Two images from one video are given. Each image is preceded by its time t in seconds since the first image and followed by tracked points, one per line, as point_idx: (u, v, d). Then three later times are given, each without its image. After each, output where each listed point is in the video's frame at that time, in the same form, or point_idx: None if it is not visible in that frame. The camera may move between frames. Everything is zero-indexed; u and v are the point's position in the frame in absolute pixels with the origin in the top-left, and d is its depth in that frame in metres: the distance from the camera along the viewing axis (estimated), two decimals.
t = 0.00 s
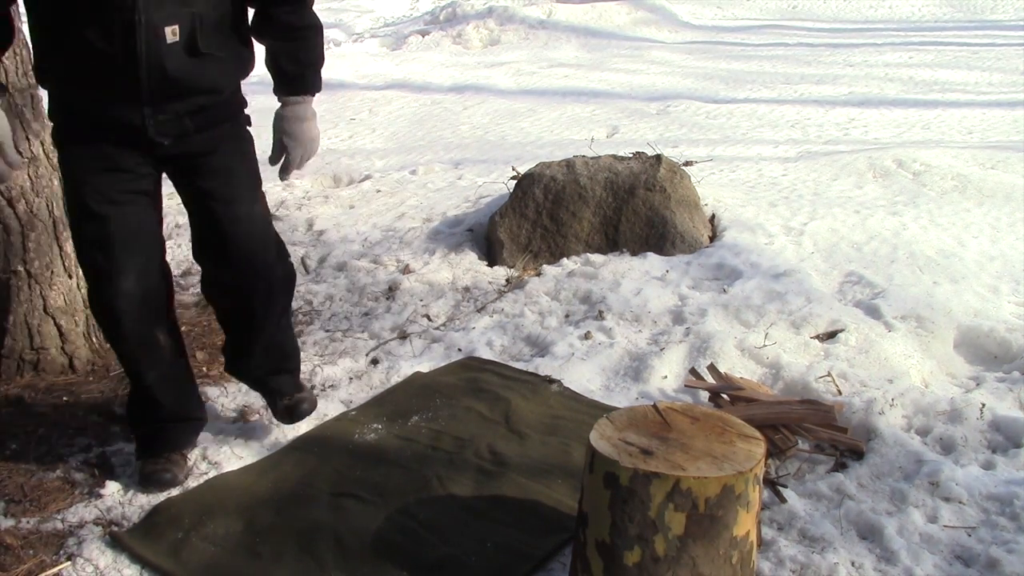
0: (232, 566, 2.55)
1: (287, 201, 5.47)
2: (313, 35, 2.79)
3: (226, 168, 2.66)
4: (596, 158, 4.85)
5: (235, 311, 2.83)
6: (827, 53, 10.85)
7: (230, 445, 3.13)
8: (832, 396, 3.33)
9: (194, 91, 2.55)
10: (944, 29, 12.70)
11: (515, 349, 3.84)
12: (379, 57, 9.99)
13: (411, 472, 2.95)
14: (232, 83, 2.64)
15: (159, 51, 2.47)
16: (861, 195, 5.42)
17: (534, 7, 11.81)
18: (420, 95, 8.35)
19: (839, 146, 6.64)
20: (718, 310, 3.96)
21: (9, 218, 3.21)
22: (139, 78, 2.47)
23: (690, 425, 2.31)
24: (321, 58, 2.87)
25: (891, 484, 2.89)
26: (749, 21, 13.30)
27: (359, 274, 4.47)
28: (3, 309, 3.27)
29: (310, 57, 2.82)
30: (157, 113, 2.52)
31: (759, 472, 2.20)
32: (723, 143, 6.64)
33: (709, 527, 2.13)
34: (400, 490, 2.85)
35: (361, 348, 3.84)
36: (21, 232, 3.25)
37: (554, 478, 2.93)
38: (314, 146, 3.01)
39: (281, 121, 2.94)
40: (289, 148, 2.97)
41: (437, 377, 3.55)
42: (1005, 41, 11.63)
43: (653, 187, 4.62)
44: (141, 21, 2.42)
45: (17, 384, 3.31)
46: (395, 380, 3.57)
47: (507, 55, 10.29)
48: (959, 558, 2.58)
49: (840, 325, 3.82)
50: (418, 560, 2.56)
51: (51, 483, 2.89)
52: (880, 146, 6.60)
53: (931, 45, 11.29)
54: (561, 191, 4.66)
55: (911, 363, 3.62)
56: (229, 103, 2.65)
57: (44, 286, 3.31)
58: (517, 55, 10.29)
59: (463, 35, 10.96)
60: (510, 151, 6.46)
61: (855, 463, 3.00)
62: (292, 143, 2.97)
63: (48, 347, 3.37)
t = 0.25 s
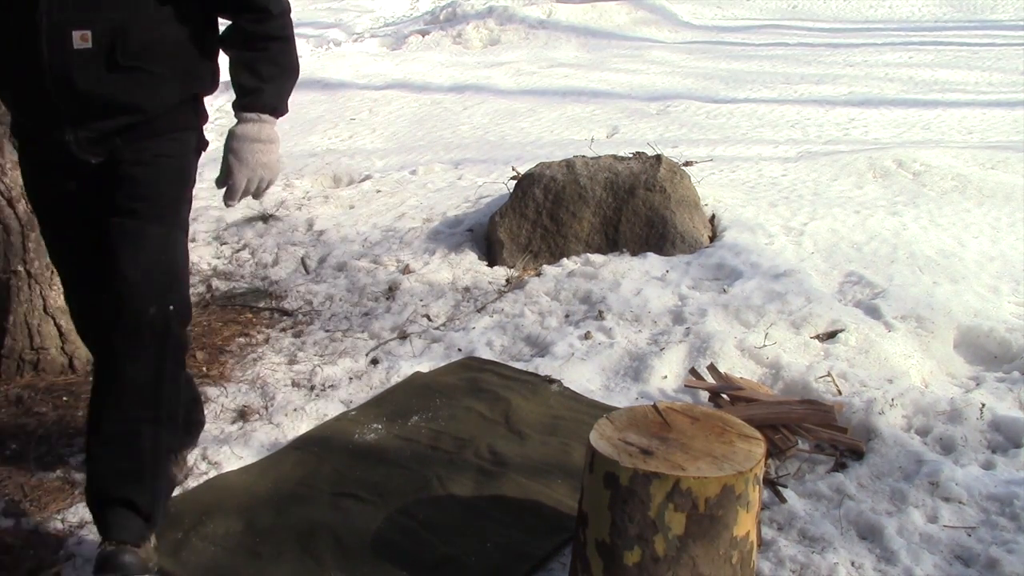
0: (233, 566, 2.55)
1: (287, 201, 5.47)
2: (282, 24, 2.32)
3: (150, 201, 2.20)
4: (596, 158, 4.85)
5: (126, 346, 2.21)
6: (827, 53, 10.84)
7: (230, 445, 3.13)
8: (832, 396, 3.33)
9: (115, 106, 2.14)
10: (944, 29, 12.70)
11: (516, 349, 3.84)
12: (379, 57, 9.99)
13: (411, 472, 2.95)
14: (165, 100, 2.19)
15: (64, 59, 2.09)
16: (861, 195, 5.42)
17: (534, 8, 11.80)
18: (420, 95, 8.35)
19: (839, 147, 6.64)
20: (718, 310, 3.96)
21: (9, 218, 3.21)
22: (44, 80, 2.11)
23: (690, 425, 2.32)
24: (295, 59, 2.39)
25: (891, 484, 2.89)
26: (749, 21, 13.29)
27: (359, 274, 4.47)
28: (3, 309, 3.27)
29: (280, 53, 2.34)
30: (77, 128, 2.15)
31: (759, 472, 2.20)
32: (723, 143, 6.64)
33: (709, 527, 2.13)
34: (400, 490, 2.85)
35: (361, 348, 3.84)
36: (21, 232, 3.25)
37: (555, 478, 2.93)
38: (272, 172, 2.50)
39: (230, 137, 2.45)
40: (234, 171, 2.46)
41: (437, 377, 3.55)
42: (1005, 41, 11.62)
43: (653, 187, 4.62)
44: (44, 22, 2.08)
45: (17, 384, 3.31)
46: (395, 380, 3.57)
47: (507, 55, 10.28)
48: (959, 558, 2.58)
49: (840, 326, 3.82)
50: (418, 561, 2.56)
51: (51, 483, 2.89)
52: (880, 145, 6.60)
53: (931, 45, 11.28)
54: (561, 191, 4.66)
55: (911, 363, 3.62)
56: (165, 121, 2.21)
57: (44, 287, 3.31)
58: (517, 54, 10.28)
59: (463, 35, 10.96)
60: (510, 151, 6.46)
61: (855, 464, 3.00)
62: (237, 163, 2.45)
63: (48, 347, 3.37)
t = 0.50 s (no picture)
0: (233, 567, 2.55)
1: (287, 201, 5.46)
2: (232, 97, 2.12)
3: (67, 278, 1.99)
4: (596, 157, 4.84)
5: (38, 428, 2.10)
6: (827, 53, 10.83)
7: (230, 445, 3.13)
8: (832, 396, 3.33)
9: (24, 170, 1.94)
10: (944, 29, 12.69)
11: (516, 349, 3.84)
12: (379, 57, 9.98)
13: (411, 472, 2.95)
14: (84, 164, 1.98)
15: None
16: (861, 195, 5.42)
17: (534, 8, 11.79)
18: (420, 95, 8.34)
19: (839, 146, 6.63)
20: (718, 309, 3.95)
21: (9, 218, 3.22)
22: None
23: (690, 425, 2.32)
24: (245, 138, 2.19)
25: (891, 484, 2.89)
26: (749, 21, 13.28)
27: (359, 274, 4.47)
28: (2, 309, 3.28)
29: (228, 129, 2.14)
30: None
31: (759, 472, 2.20)
32: (723, 143, 6.64)
33: (709, 527, 2.13)
34: (400, 491, 2.85)
35: (361, 348, 3.84)
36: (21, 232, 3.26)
37: (555, 478, 2.93)
38: (223, 253, 2.30)
39: (174, 227, 2.24)
40: (179, 262, 2.26)
41: (437, 377, 3.55)
42: (1006, 41, 11.61)
43: (653, 187, 4.62)
44: None
45: (17, 384, 3.31)
46: (395, 380, 3.57)
47: (507, 55, 10.28)
48: (959, 558, 2.58)
49: (840, 326, 3.82)
50: (419, 561, 2.56)
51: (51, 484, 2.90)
52: (880, 145, 6.59)
53: (931, 45, 11.27)
54: (561, 191, 4.66)
55: (911, 363, 3.62)
56: (90, 184, 2.00)
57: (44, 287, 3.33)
58: (517, 54, 10.28)
59: (463, 35, 10.96)
60: (510, 151, 6.45)
61: (855, 463, 3.00)
62: (182, 255, 2.25)
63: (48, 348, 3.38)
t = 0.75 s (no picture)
0: (233, 567, 2.55)
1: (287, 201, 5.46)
2: (159, 105, 1.82)
3: None
4: (596, 157, 4.84)
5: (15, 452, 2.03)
6: (827, 53, 10.82)
7: (230, 445, 3.13)
8: (832, 396, 3.33)
9: None
10: (944, 29, 12.68)
11: (516, 349, 3.84)
12: (379, 57, 9.97)
13: (411, 472, 2.95)
14: None
15: None
16: (861, 195, 5.42)
17: (534, 8, 11.78)
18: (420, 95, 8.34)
19: (839, 146, 6.63)
20: (719, 310, 3.95)
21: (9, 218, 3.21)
22: None
23: (690, 425, 2.32)
24: (171, 150, 1.89)
25: (891, 484, 2.89)
26: (750, 21, 13.27)
27: (359, 274, 4.47)
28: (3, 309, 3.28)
29: (148, 140, 1.84)
30: None
31: (759, 472, 2.20)
32: (723, 143, 6.63)
33: (709, 527, 2.13)
34: (400, 491, 2.85)
35: (361, 348, 3.84)
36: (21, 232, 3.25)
37: (555, 478, 2.93)
38: (130, 279, 1.86)
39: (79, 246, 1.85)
40: (77, 281, 1.82)
41: (437, 376, 3.55)
42: (1006, 41, 11.61)
43: (653, 187, 4.62)
44: None
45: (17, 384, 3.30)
46: (395, 380, 3.57)
47: (507, 55, 10.28)
48: (959, 558, 2.58)
49: (840, 326, 3.82)
50: (419, 560, 2.56)
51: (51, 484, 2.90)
52: (880, 146, 6.59)
53: (932, 45, 11.26)
54: (561, 191, 4.66)
55: (911, 363, 3.62)
56: None
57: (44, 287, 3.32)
58: (517, 54, 10.28)
59: (463, 35, 10.96)
60: (510, 151, 6.45)
61: (855, 463, 3.00)
62: (80, 278, 1.81)
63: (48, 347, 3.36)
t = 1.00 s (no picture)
0: (232, 567, 2.55)
1: (287, 201, 5.46)
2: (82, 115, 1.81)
3: None
4: (596, 157, 4.84)
5: None
6: (827, 53, 10.81)
7: (230, 445, 3.13)
8: (832, 396, 3.33)
9: None
10: (944, 29, 12.67)
11: (516, 348, 3.84)
12: (379, 57, 9.97)
13: (411, 472, 2.95)
14: None
15: None
16: (861, 195, 5.42)
17: (535, 7, 11.76)
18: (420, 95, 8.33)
19: (839, 147, 6.63)
20: (719, 309, 3.95)
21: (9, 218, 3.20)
22: None
23: (690, 425, 2.32)
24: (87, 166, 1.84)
25: (891, 484, 2.89)
26: (750, 21, 13.26)
27: (359, 274, 4.47)
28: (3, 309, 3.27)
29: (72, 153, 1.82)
30: None
31: (759, 472, 2.20)
32: (723, 143, 6.63)
33: (710, 527, 2.13)
34: (400, 491, 2.85)
35: (360, 348, 3.84)
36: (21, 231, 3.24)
37: (555, 478, 2.93)
38: (55, 310, 1.83)
39: None
40: None
41: (437, 376, 3.56)
42: (1006, 41, 11.60)
43: (653, 187, 4.62)
44: None
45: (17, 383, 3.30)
46: (395, 380, 3.57)
47: (507, 55, 10.27)
48: (959, 558, 2.58)
49: (840, 326, 3.82)
50: (419, 560, 2.56)
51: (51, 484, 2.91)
52: (880, 146, 6.59)
53: (932, 44, 11.26)
54: (561, 191, 4.66)
55: (911, 363, 3.61)
56: None
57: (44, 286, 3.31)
58: (517, 54, 10.27)
59: (463, 35, 10.95)
60: (510, 151, 6.45)
61: (855, 463, 3.00)
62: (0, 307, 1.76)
63: (48, 348, 3.36)
